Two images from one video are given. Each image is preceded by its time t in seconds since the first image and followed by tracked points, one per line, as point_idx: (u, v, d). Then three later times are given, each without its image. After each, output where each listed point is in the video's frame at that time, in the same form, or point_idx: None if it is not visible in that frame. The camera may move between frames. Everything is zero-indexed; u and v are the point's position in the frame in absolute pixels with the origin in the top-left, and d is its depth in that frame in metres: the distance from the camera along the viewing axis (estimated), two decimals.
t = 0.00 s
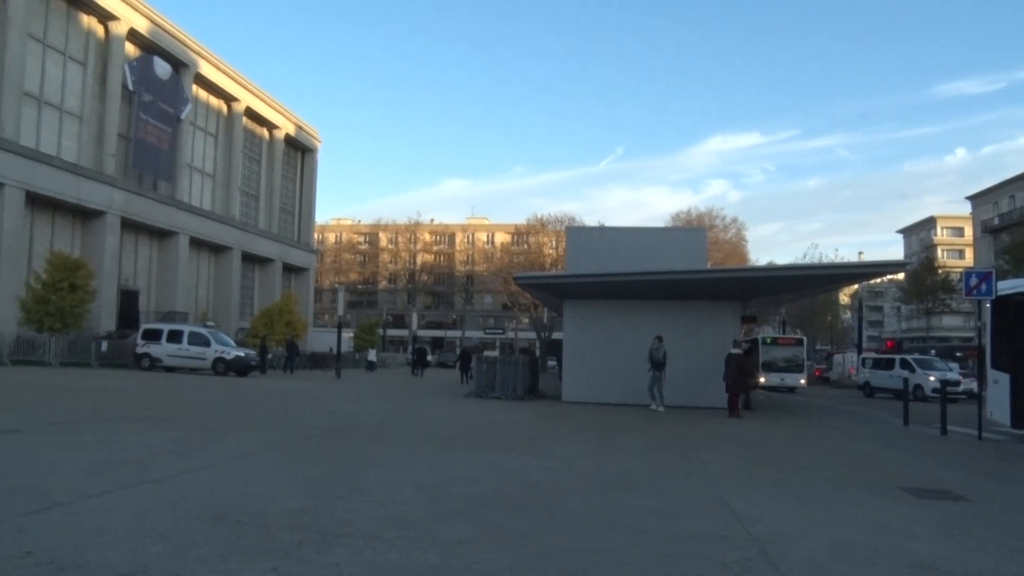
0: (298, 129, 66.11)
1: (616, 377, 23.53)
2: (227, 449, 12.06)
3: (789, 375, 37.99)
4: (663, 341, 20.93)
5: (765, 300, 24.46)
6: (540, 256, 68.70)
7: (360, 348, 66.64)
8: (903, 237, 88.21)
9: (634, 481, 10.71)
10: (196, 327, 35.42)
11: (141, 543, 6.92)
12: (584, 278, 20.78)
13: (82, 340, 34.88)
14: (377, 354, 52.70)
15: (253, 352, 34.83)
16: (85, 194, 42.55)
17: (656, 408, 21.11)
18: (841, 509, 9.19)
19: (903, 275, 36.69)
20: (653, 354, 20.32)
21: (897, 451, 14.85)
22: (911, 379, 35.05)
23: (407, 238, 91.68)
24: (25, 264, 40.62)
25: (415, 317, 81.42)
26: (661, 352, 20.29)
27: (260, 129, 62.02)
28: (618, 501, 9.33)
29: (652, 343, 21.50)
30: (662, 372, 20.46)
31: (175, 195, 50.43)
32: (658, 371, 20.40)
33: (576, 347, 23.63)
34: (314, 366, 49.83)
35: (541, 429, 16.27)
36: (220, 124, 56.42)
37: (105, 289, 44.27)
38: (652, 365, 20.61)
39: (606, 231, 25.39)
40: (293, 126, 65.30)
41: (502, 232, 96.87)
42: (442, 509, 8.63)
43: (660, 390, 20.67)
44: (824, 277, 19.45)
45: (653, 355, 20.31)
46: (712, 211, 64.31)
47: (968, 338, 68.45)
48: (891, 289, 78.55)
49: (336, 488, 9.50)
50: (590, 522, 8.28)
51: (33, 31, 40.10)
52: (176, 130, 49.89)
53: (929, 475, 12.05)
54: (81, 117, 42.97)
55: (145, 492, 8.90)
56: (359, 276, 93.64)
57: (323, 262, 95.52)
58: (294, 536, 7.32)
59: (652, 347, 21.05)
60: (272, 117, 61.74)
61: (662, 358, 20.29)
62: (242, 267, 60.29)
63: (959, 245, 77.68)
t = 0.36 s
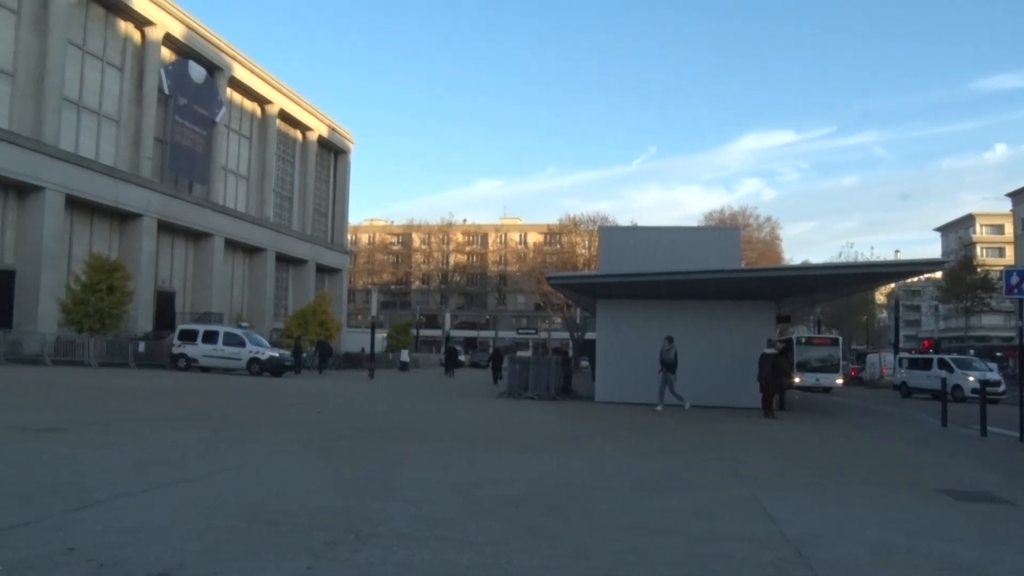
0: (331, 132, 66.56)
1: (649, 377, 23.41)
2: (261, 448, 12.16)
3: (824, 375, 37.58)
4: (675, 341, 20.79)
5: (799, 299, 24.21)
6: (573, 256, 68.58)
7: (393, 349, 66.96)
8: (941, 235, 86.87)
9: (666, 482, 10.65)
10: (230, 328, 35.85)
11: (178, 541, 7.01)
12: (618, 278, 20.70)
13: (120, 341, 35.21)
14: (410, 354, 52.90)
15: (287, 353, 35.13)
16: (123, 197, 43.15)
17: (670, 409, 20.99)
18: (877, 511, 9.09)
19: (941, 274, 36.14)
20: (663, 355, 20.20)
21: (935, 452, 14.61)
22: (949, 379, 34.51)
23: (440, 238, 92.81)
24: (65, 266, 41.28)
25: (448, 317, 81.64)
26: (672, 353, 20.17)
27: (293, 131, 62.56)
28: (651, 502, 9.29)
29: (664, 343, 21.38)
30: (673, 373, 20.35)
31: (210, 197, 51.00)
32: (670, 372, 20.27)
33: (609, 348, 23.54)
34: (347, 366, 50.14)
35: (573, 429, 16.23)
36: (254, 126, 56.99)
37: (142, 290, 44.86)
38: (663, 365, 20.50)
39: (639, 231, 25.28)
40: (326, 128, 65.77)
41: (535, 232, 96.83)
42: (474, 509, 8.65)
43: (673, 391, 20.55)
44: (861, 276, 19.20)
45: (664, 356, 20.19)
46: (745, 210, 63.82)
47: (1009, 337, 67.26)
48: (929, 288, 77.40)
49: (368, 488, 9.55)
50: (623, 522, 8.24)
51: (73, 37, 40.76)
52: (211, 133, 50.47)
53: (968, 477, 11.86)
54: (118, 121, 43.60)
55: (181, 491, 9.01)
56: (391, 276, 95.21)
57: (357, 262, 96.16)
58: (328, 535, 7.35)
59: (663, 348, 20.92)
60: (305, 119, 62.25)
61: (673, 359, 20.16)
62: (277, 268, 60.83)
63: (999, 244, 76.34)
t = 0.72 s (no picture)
0: (358, 133, 66.91)
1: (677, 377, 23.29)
2: (291, 448, 12.23)
3: (854, 375, 37.20)
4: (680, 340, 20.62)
5: (830, 298, 23.98)
6: (600, 256, 68.47)
7: (420, 349, 67.16)
8: (974, 233, 85.75)
9: (696, 482, 10.57)
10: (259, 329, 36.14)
11: (209, 539, 7.06)
12: (646, 278, 20.62)
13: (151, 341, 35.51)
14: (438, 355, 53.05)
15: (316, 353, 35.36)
16: (153, 199, 43.61)
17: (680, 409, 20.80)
18: (909, 512, 8.99)
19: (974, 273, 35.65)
20: (670, 355, 20.01)
21: (970, 453, 14.40)
22: (982, 379, 34.03)
23: (468, 239, 93.62)
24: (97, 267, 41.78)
25: (476, 317, 81.80)
26: (680, 353, 19.99)
27: (321, 133, 62.96)
28: (680, 503, 9.24)
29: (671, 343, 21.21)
30: (681, 373, 20.17)
31: (239, 198, 51.44)
32: (678, 372, 20.11)
33: (638, 349, 23.45)
34: (375, 366, 50.36)
35: (601, 429, 16.17)
36: (282, 128, 57.43)
37: (172, 291, 45.35)
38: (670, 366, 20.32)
39: (666, 231, 25.17)
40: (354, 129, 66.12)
41: (562, 232, 96.76)
42: (502, 509, 8.64)
43: (681, 391, 20.40)
44: (892, 275, 18.99)
45: (671, 357, 20.02)
46: (773, 209, 63.38)
47: None
48: (961, 287, 76.40)
49: (397, 487, 9.58)
50: (652, 523, 8.19)
51: (105, 42, 41.27)
52: (240, 135, 50.90)
53: (1003, 479, 11.67)
54: (149, 125, 44.08)
55: (212, 490, 9.08)
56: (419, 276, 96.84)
57: (384, 263, 96.67)
58: (357, 534, 7.38)
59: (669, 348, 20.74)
60: (333, 121, 62.64)
61: (680, 359, 19.98)
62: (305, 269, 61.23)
63: None
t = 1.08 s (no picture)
0: (384, 134, 67.11)
1: (705, 377, 23.14)
2: (318, 448, 12.28)
3: (882, 375, 36.83)
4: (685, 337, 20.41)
5: (857, 298, 23.73)
6: (626, 256, 68.25)
7: (446, 349, 67.39)
8: (1005, 231, 84.59)
9: (722, 483, 10.51)
10: (285, 329, 36.39)
11: (237, 538, 7.09)
12: (673, 277, 20.53)
13: (179, 341, 35.79)
14: (463, 355, 53.13)
15: (342, 353, 35.63)
16: (181, 201, 44.01)
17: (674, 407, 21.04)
18: (939, 514, 8.89)
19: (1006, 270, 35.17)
20: (674, 351, 19.82)
21: (1001, 454, 14.20)
22: (1013, 380, 33.58)
23: (493, 238, 94.23)
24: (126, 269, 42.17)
25: (501, 317, 81.79)
26: (683, 350, 19.78)
27: (347, 134, 63.27)
28: (707, 503, 9.20)
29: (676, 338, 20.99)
30: (682, 370, 19.98)
31: (265, 200, 51.80)
32: (679, 369, 19.93)
33: (664, 348, 23.33)
34: (401, 366, 50.52)
35: (627, 430, 16.11)
36: (308, 130, 57.77)
37: (200, 291, 45.74)
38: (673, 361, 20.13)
39: (693, 230, 25.02)
40: (379, 130, 66.39)
41: (588, 231, 96.55)
42: (528, 509, 8.64)
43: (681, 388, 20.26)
44: (921, 274, 18.77)
45: (675, 353, 19.82)
46: (800, 207, 62.90)
47: None
48: (992, 286, 75.43)
49: (424, 487, 9.60)
50: (678, 523, 8.16)
51: (133, 46, 41.69)
52: (266, 137, 51.29)
53: None
54: (177, 127, 44.51)
55: (240, 489, 9.14)
56: (445, 277, 97.06)
57: (409, 263, 97.47)
58: (383, 534, 7.40)
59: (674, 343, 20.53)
60: (358, 121, 62.92)
61: (683, 356, 19.79)
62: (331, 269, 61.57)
63: None
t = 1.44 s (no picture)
0: (404, 134, 67.27)
1: (726, 377, 23.06)
2: (340, 448, 12.33)
3: (906, 375, 36.50)
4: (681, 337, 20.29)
5: (881, 297, 23.56)
6: (647, 255, 68.11)
7: (467, 349, 67.42)
8: None
9: (745, 484, 10.46)
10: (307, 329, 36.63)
11: (261, 537, 7.14)
12: (695, 277, 20.47)
13: (202, 341, 36.04)
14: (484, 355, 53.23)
15: (363, 354, 35.87)
16: (204, 202, 44.36)
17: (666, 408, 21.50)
18: (964, 515, 8.81)
19: None
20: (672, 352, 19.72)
21: None
22: None
23: (514, 238, 94.30)
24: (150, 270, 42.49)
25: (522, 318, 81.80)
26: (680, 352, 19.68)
27: (367, 135, 63.50)
28: (729, 504, 9.16)
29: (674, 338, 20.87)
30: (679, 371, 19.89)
31: (287, 201, 52.09)
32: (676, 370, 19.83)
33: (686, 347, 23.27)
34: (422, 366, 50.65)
35: (649, 430, 16.06)
36: (330, 130, 58.03)
37: (223, 292, 46.07)
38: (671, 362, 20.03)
39: (715, 230, 24.93)
40: (400, 131, 66.58)
41: (609, 231, 96.48)
42: (550, 509, 8.64)
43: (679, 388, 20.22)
44: (946, 273, 18.59)
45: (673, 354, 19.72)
46: (823, 206, 62.49)
47: None
48: (1018, 285, 74.56)
49: (446, 487, 9.62)
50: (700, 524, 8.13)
51: (157, 49, 42.06)
52: (287, 138, 51.59)
53: None
54: (199, 129, 44.86)
55: (263, 489, 9.19)
56: (466, 276, 97.21)
57: (430, 263, 97.79)
58: (404, 534, 7.41)
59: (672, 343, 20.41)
60: (379, 122, 63.11)
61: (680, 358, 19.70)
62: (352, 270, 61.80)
63: None
